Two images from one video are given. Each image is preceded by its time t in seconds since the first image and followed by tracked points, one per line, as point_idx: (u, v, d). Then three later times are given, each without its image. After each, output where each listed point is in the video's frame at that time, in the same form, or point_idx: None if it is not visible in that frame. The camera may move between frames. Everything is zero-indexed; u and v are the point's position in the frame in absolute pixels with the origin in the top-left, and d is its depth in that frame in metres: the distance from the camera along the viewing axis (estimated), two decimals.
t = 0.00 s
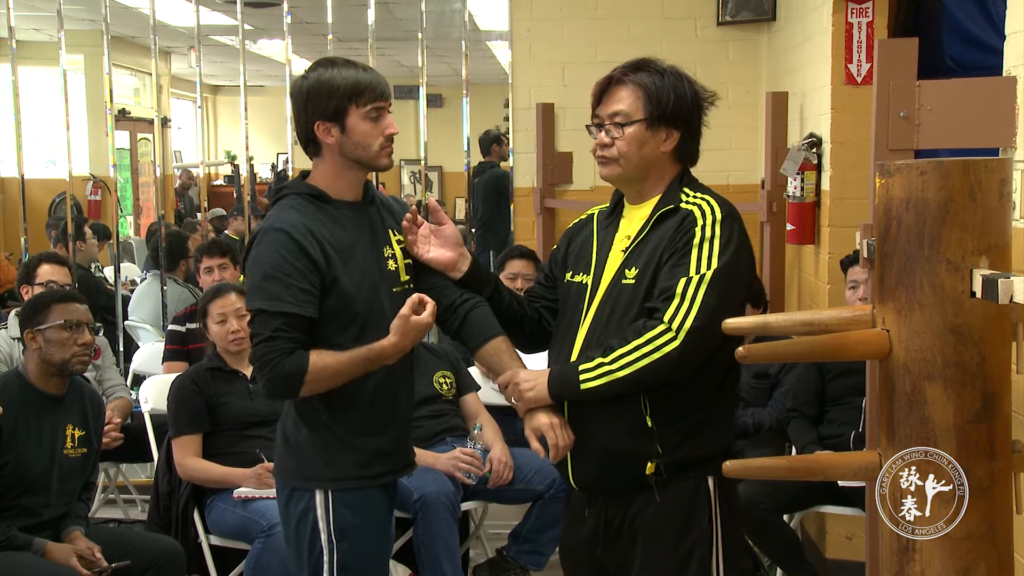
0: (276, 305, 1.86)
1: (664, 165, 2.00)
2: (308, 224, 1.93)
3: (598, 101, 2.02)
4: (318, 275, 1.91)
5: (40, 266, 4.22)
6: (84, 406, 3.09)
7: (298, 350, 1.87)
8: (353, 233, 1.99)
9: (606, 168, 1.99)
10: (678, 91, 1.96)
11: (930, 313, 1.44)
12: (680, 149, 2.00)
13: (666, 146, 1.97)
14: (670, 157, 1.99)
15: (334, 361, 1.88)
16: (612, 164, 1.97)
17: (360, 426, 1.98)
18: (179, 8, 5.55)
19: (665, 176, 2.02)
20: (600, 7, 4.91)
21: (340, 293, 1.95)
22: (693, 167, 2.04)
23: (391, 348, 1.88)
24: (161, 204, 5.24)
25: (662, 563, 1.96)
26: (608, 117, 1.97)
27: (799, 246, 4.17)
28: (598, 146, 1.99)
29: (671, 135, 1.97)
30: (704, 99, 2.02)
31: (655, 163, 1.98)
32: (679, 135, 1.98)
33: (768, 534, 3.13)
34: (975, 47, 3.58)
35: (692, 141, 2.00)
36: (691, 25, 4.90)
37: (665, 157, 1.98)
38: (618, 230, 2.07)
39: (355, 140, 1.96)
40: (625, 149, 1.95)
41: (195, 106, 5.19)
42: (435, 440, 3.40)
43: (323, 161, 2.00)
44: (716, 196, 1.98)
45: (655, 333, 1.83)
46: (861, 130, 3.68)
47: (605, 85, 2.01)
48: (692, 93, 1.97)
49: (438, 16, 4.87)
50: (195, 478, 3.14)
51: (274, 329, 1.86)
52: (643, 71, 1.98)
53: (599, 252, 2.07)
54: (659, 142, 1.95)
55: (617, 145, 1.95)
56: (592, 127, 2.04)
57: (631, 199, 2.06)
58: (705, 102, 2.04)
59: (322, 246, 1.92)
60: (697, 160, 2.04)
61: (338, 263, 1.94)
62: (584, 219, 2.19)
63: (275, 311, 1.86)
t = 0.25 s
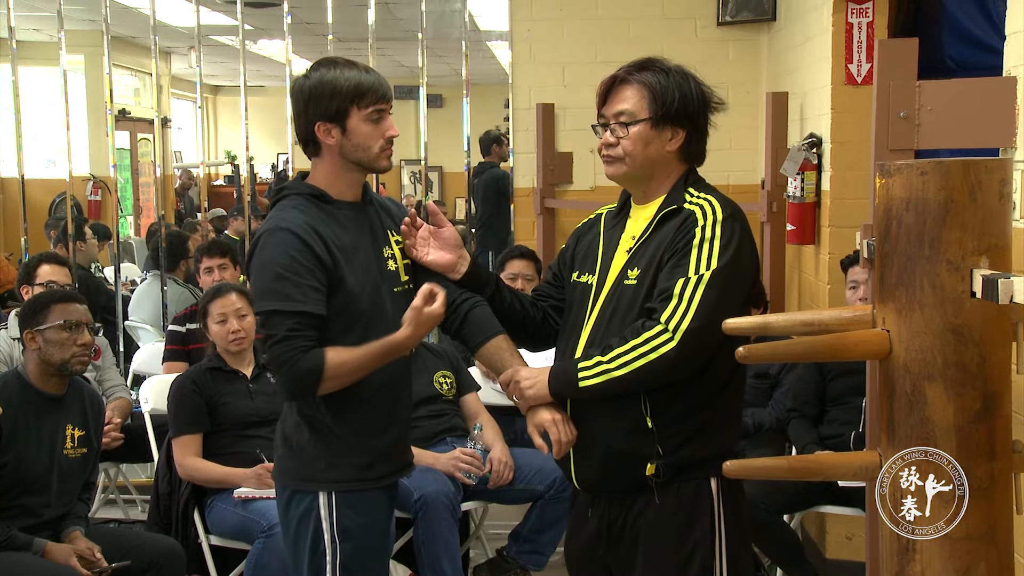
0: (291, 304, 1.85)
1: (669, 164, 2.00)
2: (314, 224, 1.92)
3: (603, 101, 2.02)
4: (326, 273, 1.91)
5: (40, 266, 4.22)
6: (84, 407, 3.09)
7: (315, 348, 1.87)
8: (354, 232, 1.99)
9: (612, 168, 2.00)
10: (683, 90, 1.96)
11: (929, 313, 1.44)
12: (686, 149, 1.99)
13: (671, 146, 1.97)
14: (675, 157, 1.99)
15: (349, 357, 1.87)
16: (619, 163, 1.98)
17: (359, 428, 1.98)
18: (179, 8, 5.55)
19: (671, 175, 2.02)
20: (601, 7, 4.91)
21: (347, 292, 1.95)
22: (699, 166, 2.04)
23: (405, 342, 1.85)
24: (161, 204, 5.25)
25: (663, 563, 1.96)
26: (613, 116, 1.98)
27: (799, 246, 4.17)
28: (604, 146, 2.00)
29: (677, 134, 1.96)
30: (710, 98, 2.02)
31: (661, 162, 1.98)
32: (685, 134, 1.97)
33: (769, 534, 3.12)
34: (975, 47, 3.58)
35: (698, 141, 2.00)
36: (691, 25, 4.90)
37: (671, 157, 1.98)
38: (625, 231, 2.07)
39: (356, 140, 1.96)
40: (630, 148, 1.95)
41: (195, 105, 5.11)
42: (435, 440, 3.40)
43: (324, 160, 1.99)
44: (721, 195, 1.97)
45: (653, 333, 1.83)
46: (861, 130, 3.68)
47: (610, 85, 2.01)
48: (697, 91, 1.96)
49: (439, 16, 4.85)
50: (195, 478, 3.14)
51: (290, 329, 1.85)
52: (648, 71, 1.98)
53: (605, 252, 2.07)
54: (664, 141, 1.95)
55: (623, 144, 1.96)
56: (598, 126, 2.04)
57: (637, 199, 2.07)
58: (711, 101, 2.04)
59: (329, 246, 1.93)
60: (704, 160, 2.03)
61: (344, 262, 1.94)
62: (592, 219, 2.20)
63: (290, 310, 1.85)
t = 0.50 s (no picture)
0: (332, 291, 1.84)
1: (670, 164, 1.99)
2: (328, 220, 1.92)
3: (604, 101, 2.03)
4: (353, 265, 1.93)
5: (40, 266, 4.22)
6: (84, 407, 3.09)
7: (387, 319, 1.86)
8: (361, 230, 2.01)
9: (612, 168, 2.00)
10: (684, 90, 1.96)
11: (929, 313, 1.44)
12: (686, 149, 1.99)
13: (671, 146, 1.97)
14: (676, 157, 1.99)
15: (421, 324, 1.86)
16: (619, 163, 1.98)
17: (356, 425, 1.97)
18: (180, 8, 5.55)
19: (672, 175, 2.02)
20: (601, 7, 4.91)
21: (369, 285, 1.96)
22: (700, 166, 2.04)
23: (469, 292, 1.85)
24: (161, 204, 5.25)
25: (660, 564, 1.96)
26: (614, 117, 1.98)
27: (799, 246, 4.17)
28: (605, 146, 2.00)
29: (677, 135, 1.96)
30: (711, 98, 2.02)
31: (662, 162, 1.98)
32: (685, 134, 1.97)
33: (769, 533, 3.13)
34: (975, 47, 3.58)
35: (700, 141, 2.00)
36: (691, 25, 4.90)
37: (672, 157, 1.99)
38: (625, 231, 2.07)
39: (359, 137, 1.96)
40: (631, 148, 1.95)
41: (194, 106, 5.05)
42: (435, 440, 3.41)
43: (326, 159, 1.99)
44: (721, 196, 1.97)
45: (647, 332, 1.83)
46: (861, 130, 3.68)
47: (611, 85, 2.01)
48: (697, 91, 1.96)
49: (439, 16, 4.84)
50: (195, 478, 3.14)
51: (333, 317, 1.84)
52: (649, 71, 1.98)
53: (605, 252, 2.08)
54: (665, 141, 1.95)
55: (623, 144, 1.96)
56: (599, 127, 2.04)
57: (638, 200, 2.08)
58: (712, 101, 2.04)
59: (343, 242, 1.93)
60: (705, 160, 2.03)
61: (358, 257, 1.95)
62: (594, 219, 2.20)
63: (332, 298, 1.84)
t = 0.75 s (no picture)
0: (368, 272, 1.83)
1: (669, 166, 1.99)
2: (345, 214, 1.93)
3: (603, 103, 2.03)
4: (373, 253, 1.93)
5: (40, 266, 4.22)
6: (83, 407, 3.09)
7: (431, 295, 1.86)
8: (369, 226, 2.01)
9: (612, 171, 2.00)
10: (682, 93, 1.96)
11: (929, 313, 1.44)
12: (685, 151, 1.99)
13: (670, 148, 1.97)
14: (675, 160, 1.99)
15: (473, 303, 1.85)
16: (618, 166, 1.98)
17: (367, 415, 1.97)
18: (180, 8, 5.55)
19: (672, 177, 2.02)
20: (601, 8, 4.91)
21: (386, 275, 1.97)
22: (700, 168, 2.04)
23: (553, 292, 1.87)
24: (162, 205, 5.25)
25: (657, 563, 1.96)
26: (612, 119, 1.98)
27: (799, 247, 4.17)
28: (604, 149, 2.00)
29: (676, 136, 1.96)
30: (710, 101, 2.02)
31: (661, 165, 1.98)
32: (684, 136, 1.97)
33: (768, 533, 3.12)
34: (975, 47, 3.58)
35: (700, 143, 2.00)
36: (692, 25, 4.90)
37: (670, 159, 1.98)
38: (623, 231, 2.08)
39: (364, 134, 1.95)
40: (629, 151, 1.95)
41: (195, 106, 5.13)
42: (434, 441, 3.40)
43: (329, 156, 1.99)
44: (722, 199, 1.96)
45: (650, 334, 1.84)
46: (862, 130, 3.68)
47: (609, 88, 2.01)
48: (696, 94, 1.97)
49: (438, 16, 4.87)
50: (195, 478, 3.15)
51: (370, 297, 1.83)
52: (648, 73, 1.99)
53: (603, 252, 2.08)
54: (663, 143, 1.95)
55: (622, 147, 1.96)
56: (597, 129, 2.04)
57: (636, 201, 2.08)
58: (710, 105, 2.04)
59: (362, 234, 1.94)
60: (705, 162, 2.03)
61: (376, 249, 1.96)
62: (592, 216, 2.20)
63: (368, 279, 1.83)
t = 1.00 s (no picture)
0: (372, 266, 1.82)
1: (669, 168, 1.99)
2: (351, 211, 1.92)
3: (603, 105, 2.03)
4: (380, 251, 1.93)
5: (38, 267, 4.22)
6: (83, 407, 3.09)
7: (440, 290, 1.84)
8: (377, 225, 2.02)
9: (611, 172, 2.00)
10: (683, 95, 1.96)
11: (930, 313, 1.44)
12: (685, 153, 1.99)
13: (670, 150, 1.96)
14: (675, 161, 1.99)
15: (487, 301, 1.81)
16: (618, 167, 1.98)
17: (371, 414, 1.97)
18: (180, 9, 5.55)
19: (673, 179, 2.02)
20: (602, 8, 4.91)
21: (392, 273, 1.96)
22: (698, 171, 2.04)
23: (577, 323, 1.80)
24: (162, 205, 5.25)
25: (658, 563, 1.96)
26: (613, 121, 1.98)
27: (800, 247, 4.17)
28: (604, 150, 2.00)
29: (676, 138, 1.96)
30: (710, 102, 2.03)
31: (661, 166, 1.98)
32: (684, 138, 1.97)
33: (768, 533, 3.12)
34: (976, 48, 3.58)
35: (700, 145, 2.00)
36: (692, 26, 4.90)
37: (670, 161, 1.98)
38: (622, 231, 2.07)
39: (376, 133, 1.96)
40: (629, 152, 1.95)
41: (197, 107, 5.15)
42: (435, 441, 3.40)
43: (339, 154, 1.99)
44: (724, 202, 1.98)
45: (667, 337, 1.84)
46: (862, 131, 3.68)
47: (610, 89, 2.01)
48: (696, 96, 1.97)
49: (439, 16, 4.80)
50: (195, 478, 3.14)
51: (375, 291, 1.82)
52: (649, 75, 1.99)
53: (604, 253, 2.07)
54: (663, 145, 1.94)
55: (622, 149, 1.96)
56: (597, 130, 2.04)
57: (635, 202, 2.07)
58: (710, 107, 2.05)
59: (368, 231, 1.93)
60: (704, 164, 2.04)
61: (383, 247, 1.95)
62: (580, 215, 2.18)
63: (372, 273, 1.82)
